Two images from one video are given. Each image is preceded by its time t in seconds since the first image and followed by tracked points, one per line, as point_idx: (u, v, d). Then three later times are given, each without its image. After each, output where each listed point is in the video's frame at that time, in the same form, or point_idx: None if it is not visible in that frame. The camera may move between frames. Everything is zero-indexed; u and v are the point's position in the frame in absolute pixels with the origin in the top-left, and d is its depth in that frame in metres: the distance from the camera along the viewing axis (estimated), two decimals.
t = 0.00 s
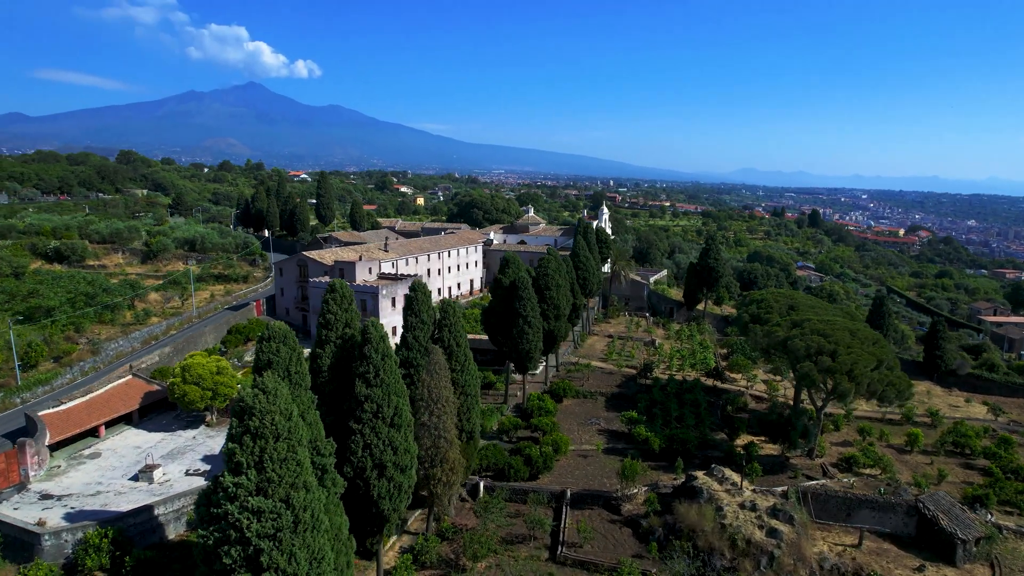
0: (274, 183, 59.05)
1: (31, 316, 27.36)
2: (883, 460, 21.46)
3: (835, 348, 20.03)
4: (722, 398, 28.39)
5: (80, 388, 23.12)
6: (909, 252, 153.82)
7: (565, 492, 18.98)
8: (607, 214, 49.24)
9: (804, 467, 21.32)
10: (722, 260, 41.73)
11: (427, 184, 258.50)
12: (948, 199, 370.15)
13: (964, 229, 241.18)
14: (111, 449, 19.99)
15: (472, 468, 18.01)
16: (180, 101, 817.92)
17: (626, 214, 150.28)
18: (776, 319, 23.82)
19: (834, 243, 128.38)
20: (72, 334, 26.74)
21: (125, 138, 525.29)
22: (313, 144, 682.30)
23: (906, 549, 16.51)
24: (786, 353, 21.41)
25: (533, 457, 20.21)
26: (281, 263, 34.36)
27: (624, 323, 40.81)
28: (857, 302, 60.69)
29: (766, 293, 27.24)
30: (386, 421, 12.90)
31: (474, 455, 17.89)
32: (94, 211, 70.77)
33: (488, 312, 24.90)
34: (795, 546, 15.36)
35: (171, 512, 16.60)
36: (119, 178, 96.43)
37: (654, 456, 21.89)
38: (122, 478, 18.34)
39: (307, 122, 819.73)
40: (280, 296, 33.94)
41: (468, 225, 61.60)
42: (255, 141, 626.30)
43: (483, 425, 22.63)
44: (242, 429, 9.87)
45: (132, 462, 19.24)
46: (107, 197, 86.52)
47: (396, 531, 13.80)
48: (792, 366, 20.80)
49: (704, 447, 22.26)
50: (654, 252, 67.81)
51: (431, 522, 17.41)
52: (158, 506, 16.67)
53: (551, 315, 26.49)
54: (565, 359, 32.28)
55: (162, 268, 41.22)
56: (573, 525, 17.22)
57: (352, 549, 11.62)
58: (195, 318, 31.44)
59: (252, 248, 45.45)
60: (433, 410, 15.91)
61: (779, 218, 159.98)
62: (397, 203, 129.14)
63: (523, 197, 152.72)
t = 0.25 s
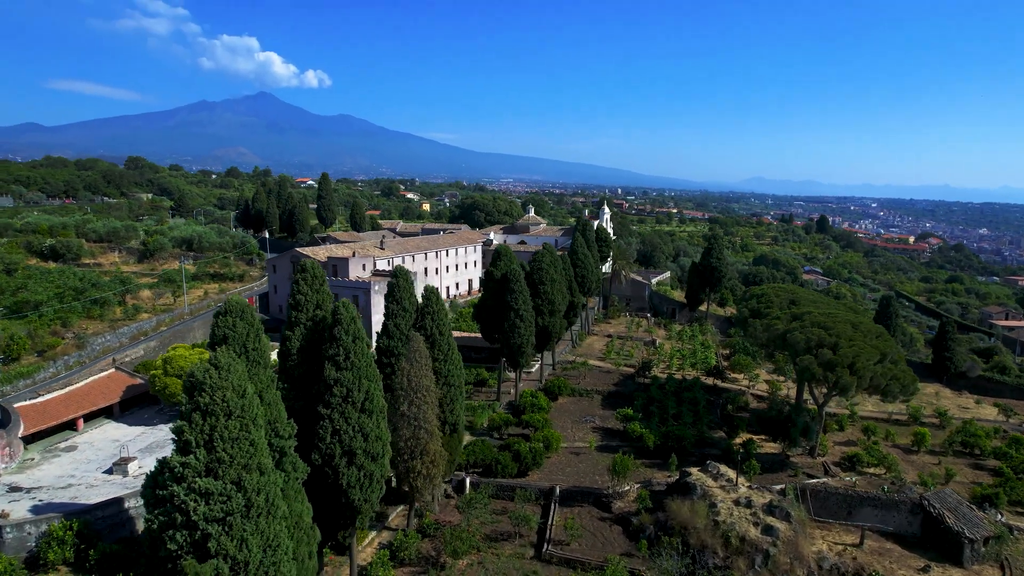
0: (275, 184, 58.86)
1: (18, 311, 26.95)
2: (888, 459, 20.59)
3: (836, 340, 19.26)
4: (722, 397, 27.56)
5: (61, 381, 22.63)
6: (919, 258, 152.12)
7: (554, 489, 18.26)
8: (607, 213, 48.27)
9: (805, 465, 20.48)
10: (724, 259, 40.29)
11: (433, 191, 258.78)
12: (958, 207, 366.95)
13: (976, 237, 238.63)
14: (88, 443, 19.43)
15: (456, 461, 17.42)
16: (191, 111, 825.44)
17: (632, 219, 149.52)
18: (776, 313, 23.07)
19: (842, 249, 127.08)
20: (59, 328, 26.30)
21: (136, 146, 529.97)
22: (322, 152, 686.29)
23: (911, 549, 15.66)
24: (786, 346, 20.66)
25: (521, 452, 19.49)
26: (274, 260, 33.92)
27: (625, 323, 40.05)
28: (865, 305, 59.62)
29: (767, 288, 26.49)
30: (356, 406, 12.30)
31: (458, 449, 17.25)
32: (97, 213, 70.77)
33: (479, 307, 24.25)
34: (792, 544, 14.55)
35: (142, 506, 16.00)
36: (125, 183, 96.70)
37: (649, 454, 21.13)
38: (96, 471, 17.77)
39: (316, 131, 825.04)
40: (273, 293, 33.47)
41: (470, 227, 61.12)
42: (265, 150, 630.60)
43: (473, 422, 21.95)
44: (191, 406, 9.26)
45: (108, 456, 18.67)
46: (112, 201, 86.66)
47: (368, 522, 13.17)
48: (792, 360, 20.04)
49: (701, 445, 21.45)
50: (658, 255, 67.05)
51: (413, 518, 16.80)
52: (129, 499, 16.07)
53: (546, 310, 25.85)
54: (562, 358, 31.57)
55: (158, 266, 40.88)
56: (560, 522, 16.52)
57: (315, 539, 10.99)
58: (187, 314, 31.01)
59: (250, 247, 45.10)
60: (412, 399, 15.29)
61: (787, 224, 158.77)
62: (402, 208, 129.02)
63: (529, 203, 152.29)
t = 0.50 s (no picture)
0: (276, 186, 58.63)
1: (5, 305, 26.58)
2: (892, 458, 19.74)
3: (837, 333, 18.50)
4: (723, 396, 26.77)
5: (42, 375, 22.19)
6: (930, 265, 150.42)
7: (542, 486, 17.56)
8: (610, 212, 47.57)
9: (805, 464, 19.67)
10: (727, 259, 39.38)
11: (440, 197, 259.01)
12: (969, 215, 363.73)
13: (987, 245, 236.07)
14: (63, 437, 18.91)
15: (439, 456, 16.73)
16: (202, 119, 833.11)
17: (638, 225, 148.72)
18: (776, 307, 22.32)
19: (851, 254, 125.80)
20: (45, 323, 25.89)
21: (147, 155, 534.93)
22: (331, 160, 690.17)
23: (915, 550, 14.83)
24: (785, 340, 19.91)
25: (509, 448, 18.80)
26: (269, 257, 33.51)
27: (625, 323, 39.32)
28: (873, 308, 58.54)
29: (768, 284, 25.73)
30: (323, 391, 11.70)
31: (441, 442, 16.58)
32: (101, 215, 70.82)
33: (471, 301, 23.62)
34: (788, 543, 13.76)
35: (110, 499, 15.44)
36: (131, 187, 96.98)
37: (643, 452, 20.38)
38: (68, 464, 17.24)
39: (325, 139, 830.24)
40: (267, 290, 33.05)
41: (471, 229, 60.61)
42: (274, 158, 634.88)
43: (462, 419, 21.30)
44: (134, 382, 8.65)
45: (82, 450, 18.14)
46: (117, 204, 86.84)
47: (338, 515, 12.51)
48: (791, 354, 19.28)
49: (698, 443, 20.66)
50: (662, 258, 66.29)
51: (393, 515, 16.13)
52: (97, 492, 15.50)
53: (540, 306, 25.25)
54: (559, 356, 30.87)
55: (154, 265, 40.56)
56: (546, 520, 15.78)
57: (273, 528, 10.36)
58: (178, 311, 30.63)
59: (248, 247, 44.76)
60: (390, 388, 14.68)
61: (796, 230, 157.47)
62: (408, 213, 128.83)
63: (535, 208, 151.90)
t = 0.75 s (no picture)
0: (278, 186, 58.46)
1: None
2: (896, 460, 18.93)
3: (837, 328, 17.79)
4: (722, 396, 26.01)
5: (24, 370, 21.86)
6: (940, 269, 148.60)
7: (528, 487, 16.90)
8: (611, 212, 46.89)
9: (804, 465, 18.92)
10: (730, 258, 38.57)
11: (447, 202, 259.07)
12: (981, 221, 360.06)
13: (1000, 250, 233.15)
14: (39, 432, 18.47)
15: (422, 453, 16.12)
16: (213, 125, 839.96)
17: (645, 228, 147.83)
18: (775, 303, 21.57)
19: (860, 258, 124.38)
20: (32, 320, 25.57)
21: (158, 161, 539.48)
22: (340, 165, 693.25)
23: (918, 555, 14.05)
24: (783, 336, 19.20)
25: (496, 447, 18.16)
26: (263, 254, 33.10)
27: (626, 323, 38.61)
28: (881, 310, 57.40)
29: (768, 280, 25.01)
30: (287, 381, 11.14)
31: (423, 439, 15.96)
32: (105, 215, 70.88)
33: (461, 297, 23.03)
34: (781, 547, 13.02)
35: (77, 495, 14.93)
36: (137, 190, 97.28)
37: (636, 452, 19.69)
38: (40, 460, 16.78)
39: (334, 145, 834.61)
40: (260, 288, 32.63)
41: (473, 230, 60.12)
42: (283, 163, 638.28)
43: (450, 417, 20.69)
44: (70, 367, 8.05)
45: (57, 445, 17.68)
46: (123, 207, 87.10)
47: (306, 512, 11.92)
48: (789, 350, 18.56)
49: (693, 444, 19.97)
50: (667, 260, 65.50)
51: (371, 514, 15.56)
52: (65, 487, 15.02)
53: (533, 303, 24.67)
54: (556, 356, 30.21)
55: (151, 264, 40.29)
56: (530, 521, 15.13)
57: (228, 526, 9.77)
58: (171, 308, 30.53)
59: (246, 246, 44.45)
60: (367, 381, 14.12)
61: (804, 234, 156.04)
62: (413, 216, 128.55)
63: (541, 212, 151.36)
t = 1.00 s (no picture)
0: (278, 186, 58.14)
1: None
2: (899, 465, 18.18)
3: (836, 328, 17.10)
4: (721, 399, 25.29)
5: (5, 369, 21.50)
6: (951, 272, 146.63)
7: (513, 491, 16.29)
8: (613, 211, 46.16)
9: (802, 470, 18.19)
10: (733, 258, 37.72)
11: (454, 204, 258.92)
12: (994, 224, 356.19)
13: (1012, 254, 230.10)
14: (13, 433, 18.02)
15: (403, 455, 15.55)
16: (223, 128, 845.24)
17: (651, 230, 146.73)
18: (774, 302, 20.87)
19: (869, 261, 122.81)
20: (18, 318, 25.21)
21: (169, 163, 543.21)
22: (348, 168, 695.39)
23: (919, 566, 13.34)
24: (780, 336, 18.52)
25: (481, 449, 17.56)
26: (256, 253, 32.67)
27: (626, 324, 37.91)
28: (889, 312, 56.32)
29: (768, 280, 24.28)
30: (248, 378, 10.61)
31: (403, 441, 15.39)
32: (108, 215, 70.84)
33: (451, 296, 22.46)
34: (773, 557, 12.35)
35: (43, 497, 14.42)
36: (142, 191, 97.37)
37: (628, 455, 19.05)
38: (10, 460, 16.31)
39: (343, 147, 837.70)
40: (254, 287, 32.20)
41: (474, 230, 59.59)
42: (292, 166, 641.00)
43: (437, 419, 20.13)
44: None
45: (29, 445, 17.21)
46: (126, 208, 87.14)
47: (273, 515, 11.35)
48: (785, 351, 17.88)
49: (687, 448, 19.31)
50: (671, 261, 64.69)
51: (348, 518, 15.01)
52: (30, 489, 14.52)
53: (526, 302, 24.10)
54: (552, 357, 29.58)
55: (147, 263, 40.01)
56: (512, 526, 14.54)
57: (178, 532, 9.18)
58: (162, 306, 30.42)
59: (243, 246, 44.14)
60: (341, 380, 13.60)
61: (812, 236, 154.44)
62: (417, 217, 128.17)
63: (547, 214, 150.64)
